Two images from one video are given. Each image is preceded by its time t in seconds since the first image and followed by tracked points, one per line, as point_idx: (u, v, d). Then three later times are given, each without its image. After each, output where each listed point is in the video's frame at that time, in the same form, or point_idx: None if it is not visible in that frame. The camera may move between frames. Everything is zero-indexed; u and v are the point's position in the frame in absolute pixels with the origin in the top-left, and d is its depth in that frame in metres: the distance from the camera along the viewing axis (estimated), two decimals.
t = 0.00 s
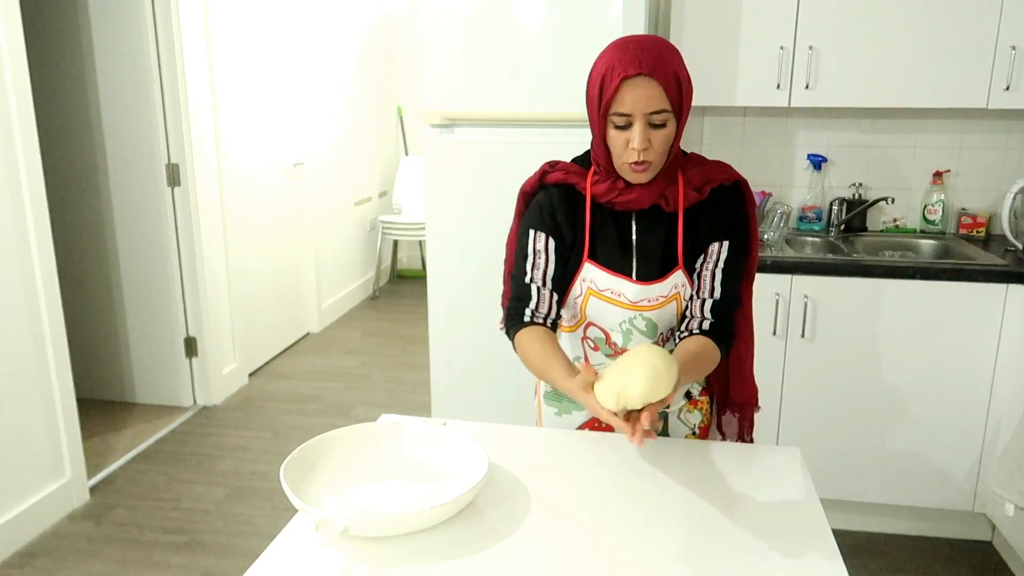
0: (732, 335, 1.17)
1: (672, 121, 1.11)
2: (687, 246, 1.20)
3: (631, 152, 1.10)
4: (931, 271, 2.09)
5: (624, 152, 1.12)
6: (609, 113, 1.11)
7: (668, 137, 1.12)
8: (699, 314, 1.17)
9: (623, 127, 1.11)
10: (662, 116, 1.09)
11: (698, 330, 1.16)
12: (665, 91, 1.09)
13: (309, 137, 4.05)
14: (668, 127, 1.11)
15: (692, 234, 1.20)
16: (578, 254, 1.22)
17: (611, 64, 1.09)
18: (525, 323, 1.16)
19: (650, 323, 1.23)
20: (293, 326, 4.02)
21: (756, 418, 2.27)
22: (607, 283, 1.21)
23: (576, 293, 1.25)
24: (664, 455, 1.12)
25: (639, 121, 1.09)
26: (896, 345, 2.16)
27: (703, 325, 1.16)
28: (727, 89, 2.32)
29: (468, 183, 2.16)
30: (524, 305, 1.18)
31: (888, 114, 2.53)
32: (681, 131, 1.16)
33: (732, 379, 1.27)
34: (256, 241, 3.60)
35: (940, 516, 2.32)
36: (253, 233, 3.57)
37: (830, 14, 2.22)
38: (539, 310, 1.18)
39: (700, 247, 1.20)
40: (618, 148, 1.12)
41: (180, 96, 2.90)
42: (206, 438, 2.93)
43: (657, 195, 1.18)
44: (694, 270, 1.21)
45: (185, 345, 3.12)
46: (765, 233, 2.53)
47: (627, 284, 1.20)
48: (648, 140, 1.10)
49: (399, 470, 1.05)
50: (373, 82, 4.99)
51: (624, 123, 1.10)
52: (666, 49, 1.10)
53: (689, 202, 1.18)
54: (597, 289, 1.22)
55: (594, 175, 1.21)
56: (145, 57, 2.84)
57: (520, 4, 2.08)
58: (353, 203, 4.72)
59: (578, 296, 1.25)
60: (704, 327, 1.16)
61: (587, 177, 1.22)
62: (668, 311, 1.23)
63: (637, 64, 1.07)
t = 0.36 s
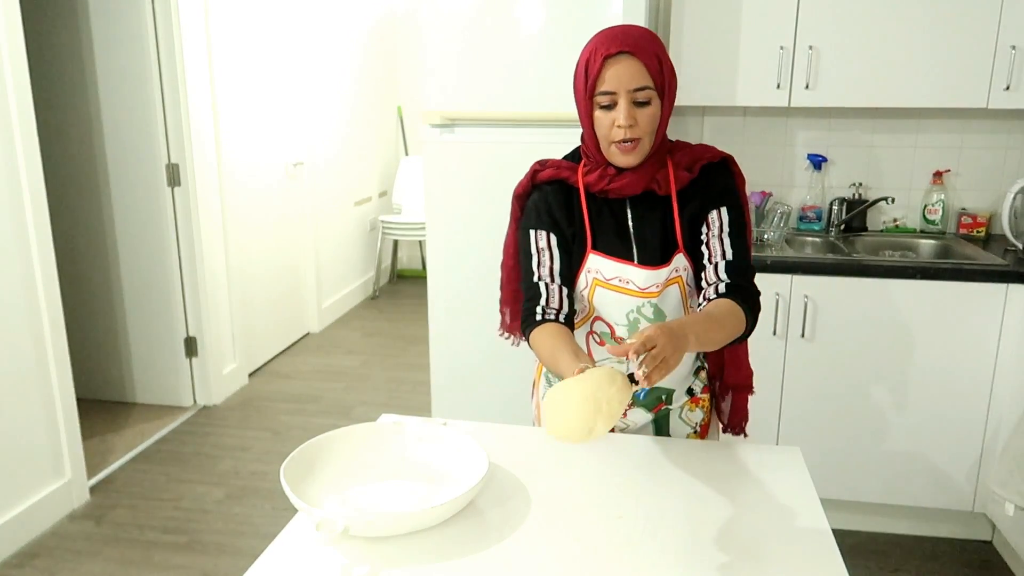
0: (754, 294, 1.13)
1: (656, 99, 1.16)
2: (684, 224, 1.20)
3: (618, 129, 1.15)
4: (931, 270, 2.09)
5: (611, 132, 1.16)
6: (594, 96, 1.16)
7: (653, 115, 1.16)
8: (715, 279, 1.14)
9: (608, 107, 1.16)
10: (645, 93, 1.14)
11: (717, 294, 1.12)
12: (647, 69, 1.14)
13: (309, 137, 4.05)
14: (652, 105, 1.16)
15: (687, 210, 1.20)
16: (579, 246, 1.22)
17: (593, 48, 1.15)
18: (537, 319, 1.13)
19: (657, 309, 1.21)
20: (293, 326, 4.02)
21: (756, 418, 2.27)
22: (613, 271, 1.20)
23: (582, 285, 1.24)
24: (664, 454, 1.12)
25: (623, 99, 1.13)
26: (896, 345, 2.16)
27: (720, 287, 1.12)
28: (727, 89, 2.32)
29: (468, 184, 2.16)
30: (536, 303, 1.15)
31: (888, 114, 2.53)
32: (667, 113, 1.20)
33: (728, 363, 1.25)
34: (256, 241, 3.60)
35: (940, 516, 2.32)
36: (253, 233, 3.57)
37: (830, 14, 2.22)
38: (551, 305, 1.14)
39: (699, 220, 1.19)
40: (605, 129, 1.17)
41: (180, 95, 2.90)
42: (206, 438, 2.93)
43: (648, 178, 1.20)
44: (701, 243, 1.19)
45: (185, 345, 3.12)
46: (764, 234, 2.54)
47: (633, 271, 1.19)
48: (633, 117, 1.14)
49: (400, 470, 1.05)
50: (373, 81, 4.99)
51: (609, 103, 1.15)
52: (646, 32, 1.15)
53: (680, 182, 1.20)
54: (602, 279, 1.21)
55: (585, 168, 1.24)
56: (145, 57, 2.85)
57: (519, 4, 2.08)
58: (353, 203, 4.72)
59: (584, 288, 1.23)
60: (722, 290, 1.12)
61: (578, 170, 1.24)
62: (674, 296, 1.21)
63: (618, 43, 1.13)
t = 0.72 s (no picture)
0: (744, 281, 1.12)
1: (651, 97, 1.16)
2: (681, 222, 1.20)
3: (614, 128, 1.15)
4: (931, 271, 2.09)
5: (607, 131, 1.16)
6: (591, 95, 1.16)
7: (649, 113, 1.16)
8: (705, 264, 1.13)
9: (604, 107, 1.16)
10: (642, 92, 1.14)
11: (706, 279, 1.11)
12: (643, 68, 1.14)
13: (309, 136, 4.05)
14: (648, 103, 1.16)
15: (683, 210, 1.20)
16: (580, 246, 1.22)
17: (590, 48, 1.15)
18: (540, 319, 1.12)
19: (657, 311, 1.21)
20: (293, 326, 4.02)
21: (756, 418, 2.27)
22: (614, 271, 1.20)
23: (582, 285, 1.23)
24: (664, 454, 1.12)
25: (620, 98, 1.13)
26: (897, 344, 2.16)
27: (710, 271, 1.12)
28: (727, 89, 2.32)
29: (468, 183, 2.16)
30: (539, 302, 1.14)
31: (888, 114, 2.53)
32: (663, 113, 1.20)
33: (718, 358, 1.25)
34: (256, 241, 3.60)
35: (940, 516, 2.33)
36: (253, 233, 3.57)
37: (830, 14, 2.22)
38: (554, 304, 1.14)
39: (693, 211, 1.19)
40: (601, 128, 1.17)
41: (180, 96, 2.90)
42: (206, 438, 2.93)
43: (645, 178, 1.20)
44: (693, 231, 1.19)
45: (185, 345, 3.12)
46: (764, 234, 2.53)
47: (633, 271, 1.19)
48: (630, 116, 1.14)
49: (400, 470, 1.05)
50: (373, 81, 4.99)
51: (605, 103, 1.15)
52: (641, 32, 1.16)
53: (677, 181, 1.20)
54: (602, 279, 1.21)
55: (581, 169, 1.24)
56: (145, 58, 2.85)
57: (519, 4, 2.08)
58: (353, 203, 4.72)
59: (584, 289, 1.23)
60: (710, 274, 1.11)
61: (575, 172, 1.24)
62: (671, 297, 1.21)
63: (614, 43, 1.13)
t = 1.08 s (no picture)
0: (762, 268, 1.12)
1: (653, 89, 1.17)
2: (682, 222, 1.20)
3: (616, 115, 1.14)
4: (931, 270, 2.09)
5: (608, 119, 1.16)
6: (591, 86, 1.17)
7: (651, 104, 1.16)
8: (723, 255, 1.12)
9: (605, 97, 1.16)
10: (642, 81, 1.15)
11: (727, 268, 1.10)
12: (642, 59, 1.15)
13: (309, 136, 4.05)
14: (650, 94, 1.16)
15: (684, 208, 1.20)
16: (580, 247, 1.22)
17: (590, 42, 1.17)
18: (540, 322, 1.11)
19: (656, 312, 1.21)
20: (293, 326, 4.02)
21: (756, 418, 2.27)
22: (614, 272, 1.20)
23: (582, 287, 1.23)
24: (663, 455, 1.12)
25: (621, 85, 1.14)
26: (897, 344, 2.15)
27: (729, 261, 1.11)
28: (727, 89, 2.32)
29: (468, 184, 2.16)
30: (539, 304, 1.14)
31: (888, 113, 2.53)
32: (663, 109, 1.21)
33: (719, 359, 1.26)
34: (256, 241, 3.60)
35: (940, 516, 2.33)
36: (253, 232, 3.57)
37: (830, 14, 2.22)
38: (554, 306, 1.13)
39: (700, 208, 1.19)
40: (603, 118, 1.16)
41: (180, 95, 2.90)
42: (206, 438, 2.92)
43: (646, 175, 1.21)
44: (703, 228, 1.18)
45: (185, 345, 3.12)
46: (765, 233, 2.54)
47: (634, 272, 1.19)
48: (631, 103, 1.14)
49: (400, 470, 1.05)
50: (373, 81, 4.99)
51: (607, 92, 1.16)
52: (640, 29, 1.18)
53: (678, 180, 1.21)
54: (602, 280, 1.21)
55: (581, 168, 1.24)
56: (145, 57, 2.85)
57: (519, 4, 2.08)
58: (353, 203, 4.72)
59: (583, 291, 1.23)
60: (732, 263, 1.11)
61: (574, 171, 1.24)
62: (672, 298, 1.21)
63: (614, 33, 1.15)
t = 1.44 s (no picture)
0: (741, 265, 1.09)
1: (655, 91, 1.16)
2: (682, 221, 1.20)
3: (618, 118, 1.14)
4: (930, 270, 2.08)
5: (611, 121, 1.16)
6: (594, 87, 1.17)
7: (653, 105, 1.16)
8: (699, 251, 1.11)
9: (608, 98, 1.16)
10: (644, 82, 1.15)
11: (699, 267, 1.09)
12: (646, 59, 1.15)
13: (310, 136, 4.05)
14: (652, 95, 1.16)
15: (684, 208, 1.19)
16: (582, 246, 1.23)
17: (594, 42, 1.17)
18: (543, 321, 1.11)
19: (660, 310, 1.21)
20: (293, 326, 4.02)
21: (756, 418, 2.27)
22: (618, 270, 1.20)
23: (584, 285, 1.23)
24: (664, 454, 1.12)
25: (624, 86, 1.14)
26: (897, 344, 2.15)
27: (701, 256, 1.09)
28: (727, 89, 2.32)
29: (468, 184, 2.16)
30: (543, 303, 1.13)
31: (888, 113, 2.53)
32: (666, 110, 1.21)
33: (719, 362, 1.23)
34: (256, 241, 3.60)
35: (940, 516, 2.33)
36: (253, 232, 3.57)
37: (830, 14, 2.22)
38: (558, 305, 1.13)
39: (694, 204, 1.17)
40: (605, 120, 1.17)
41: (180, 94, 2.90)
42: (205, 438, 2.92)
43: (647, 176, 1.20)
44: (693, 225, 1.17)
45: (185, 345, 3.12)
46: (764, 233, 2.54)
47: (637, 270, 1.19)
48: (634, 105, 1.14)
49: (400, 470, 1.05)
50: (373, 80, 4.99)
51: (610, 93, 1.16)
52: (645, 28, 1.18)
53: (679, 180, 1.19)
54: (606, 278, 1.21)
55: (583, 167, 1.24)
56: (145, 57, 2.85)
57: (519, 4, 2.08)
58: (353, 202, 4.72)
59: (587, 290, 1.23)
60: (703, 262, 1.09)
61: (577, 170, 1.24)
62: (676, 296, 1.21)
63: (617, 34, 1.15)
